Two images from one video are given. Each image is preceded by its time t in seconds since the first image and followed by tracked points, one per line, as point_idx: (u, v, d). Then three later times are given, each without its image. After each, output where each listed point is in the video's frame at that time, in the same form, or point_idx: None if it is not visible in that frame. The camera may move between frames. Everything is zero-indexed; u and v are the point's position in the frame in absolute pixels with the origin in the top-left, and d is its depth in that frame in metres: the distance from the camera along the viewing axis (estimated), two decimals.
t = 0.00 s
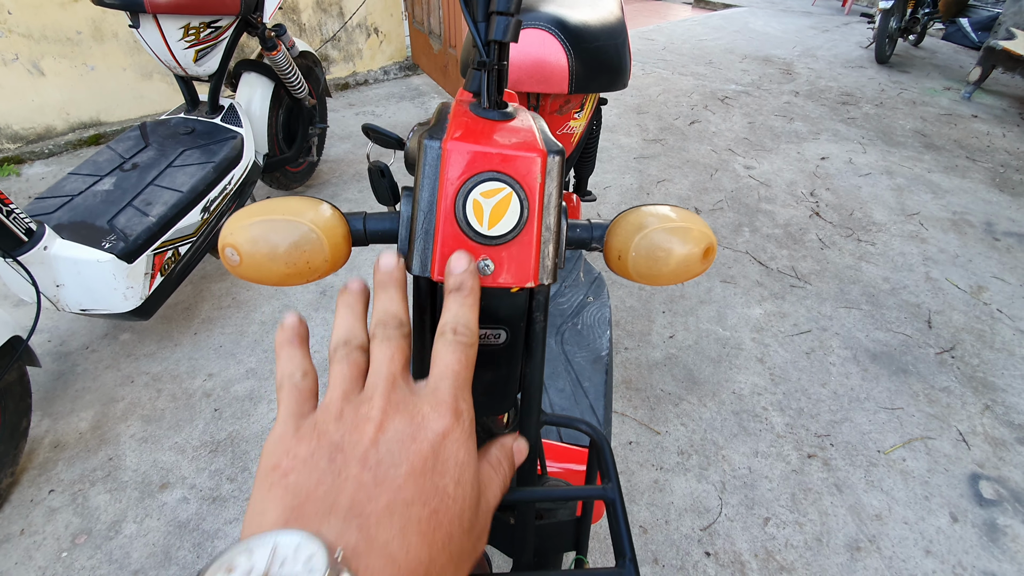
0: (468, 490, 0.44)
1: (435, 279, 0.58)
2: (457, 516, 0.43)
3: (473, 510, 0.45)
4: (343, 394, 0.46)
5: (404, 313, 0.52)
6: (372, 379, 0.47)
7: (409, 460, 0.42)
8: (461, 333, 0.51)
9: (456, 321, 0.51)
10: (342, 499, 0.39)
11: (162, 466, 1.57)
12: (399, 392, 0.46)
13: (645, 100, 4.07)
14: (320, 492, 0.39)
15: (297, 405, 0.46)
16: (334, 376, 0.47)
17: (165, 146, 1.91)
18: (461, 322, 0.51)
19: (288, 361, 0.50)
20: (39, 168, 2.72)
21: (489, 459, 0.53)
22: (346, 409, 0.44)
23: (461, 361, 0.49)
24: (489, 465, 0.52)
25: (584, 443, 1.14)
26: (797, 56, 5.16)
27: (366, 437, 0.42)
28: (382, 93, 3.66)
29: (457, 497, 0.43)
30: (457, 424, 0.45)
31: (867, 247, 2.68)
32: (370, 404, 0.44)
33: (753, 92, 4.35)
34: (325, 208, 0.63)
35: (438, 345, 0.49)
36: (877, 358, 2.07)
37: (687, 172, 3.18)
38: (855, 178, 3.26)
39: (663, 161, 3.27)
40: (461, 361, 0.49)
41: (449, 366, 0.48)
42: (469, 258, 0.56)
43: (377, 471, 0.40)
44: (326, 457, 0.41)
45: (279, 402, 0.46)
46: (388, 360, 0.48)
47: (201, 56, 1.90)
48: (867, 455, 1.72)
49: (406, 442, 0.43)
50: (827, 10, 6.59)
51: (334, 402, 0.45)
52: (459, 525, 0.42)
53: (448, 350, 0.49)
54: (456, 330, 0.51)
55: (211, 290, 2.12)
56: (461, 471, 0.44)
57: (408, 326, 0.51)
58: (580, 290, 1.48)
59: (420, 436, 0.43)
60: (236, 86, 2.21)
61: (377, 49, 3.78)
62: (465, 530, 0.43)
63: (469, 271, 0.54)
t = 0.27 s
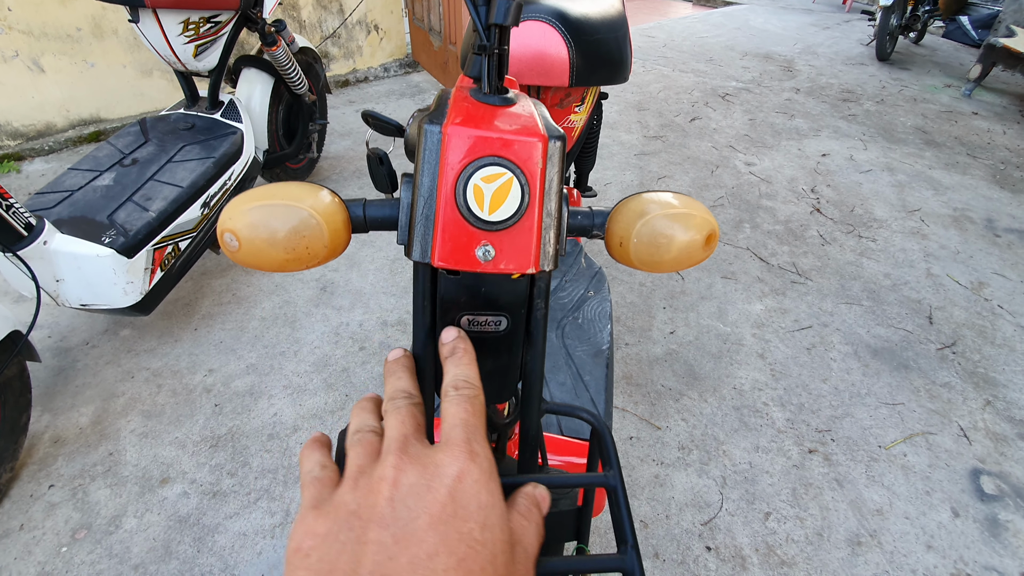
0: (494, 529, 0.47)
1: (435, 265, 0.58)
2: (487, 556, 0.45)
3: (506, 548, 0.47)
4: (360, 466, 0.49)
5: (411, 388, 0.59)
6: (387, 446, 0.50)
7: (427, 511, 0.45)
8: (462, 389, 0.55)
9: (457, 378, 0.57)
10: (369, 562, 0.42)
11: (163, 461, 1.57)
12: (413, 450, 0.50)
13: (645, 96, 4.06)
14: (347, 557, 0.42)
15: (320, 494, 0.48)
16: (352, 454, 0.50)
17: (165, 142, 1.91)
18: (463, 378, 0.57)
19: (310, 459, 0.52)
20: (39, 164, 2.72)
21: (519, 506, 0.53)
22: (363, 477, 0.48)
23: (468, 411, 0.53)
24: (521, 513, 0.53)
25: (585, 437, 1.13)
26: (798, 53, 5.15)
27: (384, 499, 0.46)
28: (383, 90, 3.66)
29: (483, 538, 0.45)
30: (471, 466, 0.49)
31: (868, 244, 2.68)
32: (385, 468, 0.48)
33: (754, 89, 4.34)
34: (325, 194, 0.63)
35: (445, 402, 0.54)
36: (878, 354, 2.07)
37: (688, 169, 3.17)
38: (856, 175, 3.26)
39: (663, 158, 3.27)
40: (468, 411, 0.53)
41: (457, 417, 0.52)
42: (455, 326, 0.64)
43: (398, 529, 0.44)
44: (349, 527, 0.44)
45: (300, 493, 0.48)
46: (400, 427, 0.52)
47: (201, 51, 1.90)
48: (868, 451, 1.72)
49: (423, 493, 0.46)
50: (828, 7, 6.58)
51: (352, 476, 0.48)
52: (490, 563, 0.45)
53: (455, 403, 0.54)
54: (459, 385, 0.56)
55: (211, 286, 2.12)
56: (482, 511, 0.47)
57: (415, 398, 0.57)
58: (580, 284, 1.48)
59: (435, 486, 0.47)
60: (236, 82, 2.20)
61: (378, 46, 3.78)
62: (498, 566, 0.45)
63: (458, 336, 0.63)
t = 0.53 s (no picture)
0: (565, 450, 0.49)
1: (429, 256, 0.58)
2: (567, 475, 0.48)
3: (583, 466, 0.50)
4: (426, 444, 0.51)
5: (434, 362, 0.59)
6: (440, 421, 0.52)
7: (501, 457, 0.47)
8: (490, 352, 0.56)
9: (479, 345, 0.57)
10: (462, 514, 0.45)
11: (162, 457, 1.57)
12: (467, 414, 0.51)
13: (646, 94, 4.05)
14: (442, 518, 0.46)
15: (404, 474, 0.51)
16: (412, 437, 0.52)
17: (164, 138, 1.91)
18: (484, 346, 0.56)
19: (375, 449, 0.55)
20: (39, 161, 2.72)
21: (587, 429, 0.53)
22: (433, 451, 0.50)
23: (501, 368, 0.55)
24: (590, 436, 0.52)
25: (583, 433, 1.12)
26: (799, 50, 5.14)
27: (462, 461, 0.48)
28: (383, 87, 3.65)
29: (560, 459, 0.48)
30: (526, 409, 0.50)
31: (869, 241, 2.67)
32: (451, 437, 0.50)
33: (755, 86, 4.33)
34: (317, 185, 0.63)
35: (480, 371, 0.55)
36: (879, 351, 2.06)
37: (688, 166, 3.16)
38: (857, 172, 3.25)
39: (664, 155, 3.26)
40: (507, 369, 0.54)
41: (496, 376, 0.54)
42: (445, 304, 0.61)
43: (481, 478, 0.47)
44: (438, 495, 0.47)
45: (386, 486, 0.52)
46: (443, 400, 0.53)
47: (199, 47, 1.89)
48: (869, 448, 1.72)
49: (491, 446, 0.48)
50: (830, 4, 6.57)
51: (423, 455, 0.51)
52: (572, 479, 0.48)
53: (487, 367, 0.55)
54: (486, 352, 0.57)
55: (210, 282, 2.12)
56: (549, 437, 0.49)
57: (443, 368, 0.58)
58: (580, 280, 1.47)
59: (500, 437, 0.49)
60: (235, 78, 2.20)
61: (378, 43, 3.78)
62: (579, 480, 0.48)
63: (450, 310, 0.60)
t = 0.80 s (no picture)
0: (568, 513, 0.50)
1: (426, 259, 0.58)
2: (567, 538, 0.49)
3: (581, 526, 0.51)
4: (432, 467, 0.52)
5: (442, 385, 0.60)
6: (449, 450, 0.53)
7: (507, 506, 0.48)
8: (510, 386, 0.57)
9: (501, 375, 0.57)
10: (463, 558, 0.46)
11: (164, 456, 1.58)
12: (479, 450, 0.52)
13: (647, 92, 4.05)
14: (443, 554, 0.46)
15: (408, 489, 0.52)
16: (421, 458, 0.53)
17: (166, 138, 1.92)
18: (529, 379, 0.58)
19: (384, 457, 0.56)
20: (41, 161, 2.74)
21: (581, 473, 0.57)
22: (439, 477, 0.51)
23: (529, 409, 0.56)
24: (578, 482, 0.55)
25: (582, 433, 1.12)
26: (801, 48, 5.13)
27: (467, 497, 0.49)
28: (384, 86, 3.66)
29: (560, 521, 0.49)
30: (538, 461, 0.51)
31: (870, 239, 2.67)
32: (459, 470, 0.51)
33: (757, 83, 4.33)
34: (315, 188, 0.63)
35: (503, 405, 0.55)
36: (880, 349, 2.06)
37: (690, 164, 3.16)
38: (859, 170, 3.24)
39: (665, 153, 3.26)
40: (523, 410, 0.55)
41: (527, 414, 0.55)
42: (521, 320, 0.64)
43: (483, 524, 0.47)
44: (437, 526, 0.48)
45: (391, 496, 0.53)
46: (455, 429, 0.54)
47: (200, 47, 1.90)
48: (868, 446, 1.72)
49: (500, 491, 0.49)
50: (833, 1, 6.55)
51: (428, 478, 0.52)
52: (569, 542, 0.49)
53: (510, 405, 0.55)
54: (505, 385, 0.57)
55: (212, 282, 2.13)
56: (553, 498, 0.50)
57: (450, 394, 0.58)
58: (579, 280, 1.48)
59: (510, 483, 0.49)
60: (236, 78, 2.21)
61: (379, 42, 3.78)
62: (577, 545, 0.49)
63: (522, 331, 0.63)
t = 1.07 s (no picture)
0: (549, 508, 0.53)
1: (417, 257, 0.59)
2: (546, 537, 0.51)
3: (563, 524, 0.53)
4: (421, 464, 0.54)
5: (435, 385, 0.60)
6: (437, 449, 0.55)
7: (490, 504, 0.51)
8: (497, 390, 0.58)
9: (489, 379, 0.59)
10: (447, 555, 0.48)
11: (167, 453, 1.60)
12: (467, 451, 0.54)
13: (648, 90, 4.05)
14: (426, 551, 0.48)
15: (394, 481, 0.55)
16: (409, 454, 0.55)
17: (167, 137, 1.93)
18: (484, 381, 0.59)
19: (375, 450, 0.58)
20: (44, 161, 2.75)
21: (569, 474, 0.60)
22: (426, 474, 0.53)
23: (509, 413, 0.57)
24: (570, 477, 0.59)
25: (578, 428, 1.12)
26: (802, 46, 5.13)
27: (452, 497, 0.51)
28: (384, 85, 3.67)
29: (541, 518, 0.52)
30: (522, 462, 0.54)
31: (870, 237, 2.67)
32: (446, 468, 0.53)
33: (757, 82, 4.33)
34: (311, 188, 0.65)
35: (478, 410, 0.57)
36: (878, 347, 2.07)
37: (689, 163, 3.17)
38: (859, 168, 3.25)
39: (665, 152, 3.27)
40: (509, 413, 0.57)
41: (497, 419, 0.56)
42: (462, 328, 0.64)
43: (466, 523, 0.50)
44: (422, 522, 0.50)
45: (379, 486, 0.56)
46: (443, 429, 0.56)
47: (201, 47, 1.91)
48: (866, 444, 1.73)
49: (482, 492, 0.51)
50: None
51: (416, 474, 0.54)
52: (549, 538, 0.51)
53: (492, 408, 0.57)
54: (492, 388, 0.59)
55: (214, 280, 2.15)
56: (536, 496, 0.53)
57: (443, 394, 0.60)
58: (577, 278, 1.49)
59: (493, 485, 0.52)
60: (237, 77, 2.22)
61: (379, 41, 3.79)
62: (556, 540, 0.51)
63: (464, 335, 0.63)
